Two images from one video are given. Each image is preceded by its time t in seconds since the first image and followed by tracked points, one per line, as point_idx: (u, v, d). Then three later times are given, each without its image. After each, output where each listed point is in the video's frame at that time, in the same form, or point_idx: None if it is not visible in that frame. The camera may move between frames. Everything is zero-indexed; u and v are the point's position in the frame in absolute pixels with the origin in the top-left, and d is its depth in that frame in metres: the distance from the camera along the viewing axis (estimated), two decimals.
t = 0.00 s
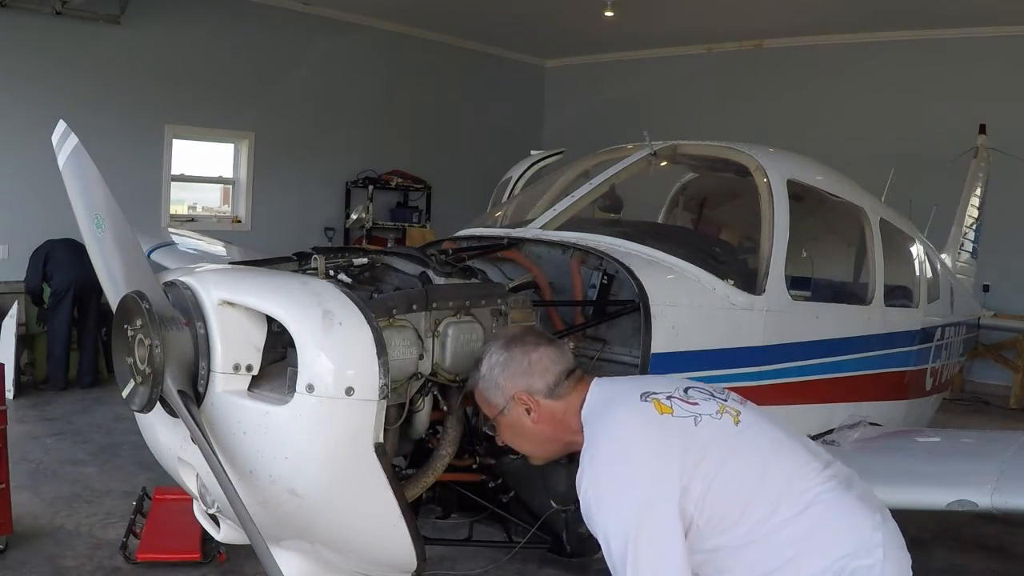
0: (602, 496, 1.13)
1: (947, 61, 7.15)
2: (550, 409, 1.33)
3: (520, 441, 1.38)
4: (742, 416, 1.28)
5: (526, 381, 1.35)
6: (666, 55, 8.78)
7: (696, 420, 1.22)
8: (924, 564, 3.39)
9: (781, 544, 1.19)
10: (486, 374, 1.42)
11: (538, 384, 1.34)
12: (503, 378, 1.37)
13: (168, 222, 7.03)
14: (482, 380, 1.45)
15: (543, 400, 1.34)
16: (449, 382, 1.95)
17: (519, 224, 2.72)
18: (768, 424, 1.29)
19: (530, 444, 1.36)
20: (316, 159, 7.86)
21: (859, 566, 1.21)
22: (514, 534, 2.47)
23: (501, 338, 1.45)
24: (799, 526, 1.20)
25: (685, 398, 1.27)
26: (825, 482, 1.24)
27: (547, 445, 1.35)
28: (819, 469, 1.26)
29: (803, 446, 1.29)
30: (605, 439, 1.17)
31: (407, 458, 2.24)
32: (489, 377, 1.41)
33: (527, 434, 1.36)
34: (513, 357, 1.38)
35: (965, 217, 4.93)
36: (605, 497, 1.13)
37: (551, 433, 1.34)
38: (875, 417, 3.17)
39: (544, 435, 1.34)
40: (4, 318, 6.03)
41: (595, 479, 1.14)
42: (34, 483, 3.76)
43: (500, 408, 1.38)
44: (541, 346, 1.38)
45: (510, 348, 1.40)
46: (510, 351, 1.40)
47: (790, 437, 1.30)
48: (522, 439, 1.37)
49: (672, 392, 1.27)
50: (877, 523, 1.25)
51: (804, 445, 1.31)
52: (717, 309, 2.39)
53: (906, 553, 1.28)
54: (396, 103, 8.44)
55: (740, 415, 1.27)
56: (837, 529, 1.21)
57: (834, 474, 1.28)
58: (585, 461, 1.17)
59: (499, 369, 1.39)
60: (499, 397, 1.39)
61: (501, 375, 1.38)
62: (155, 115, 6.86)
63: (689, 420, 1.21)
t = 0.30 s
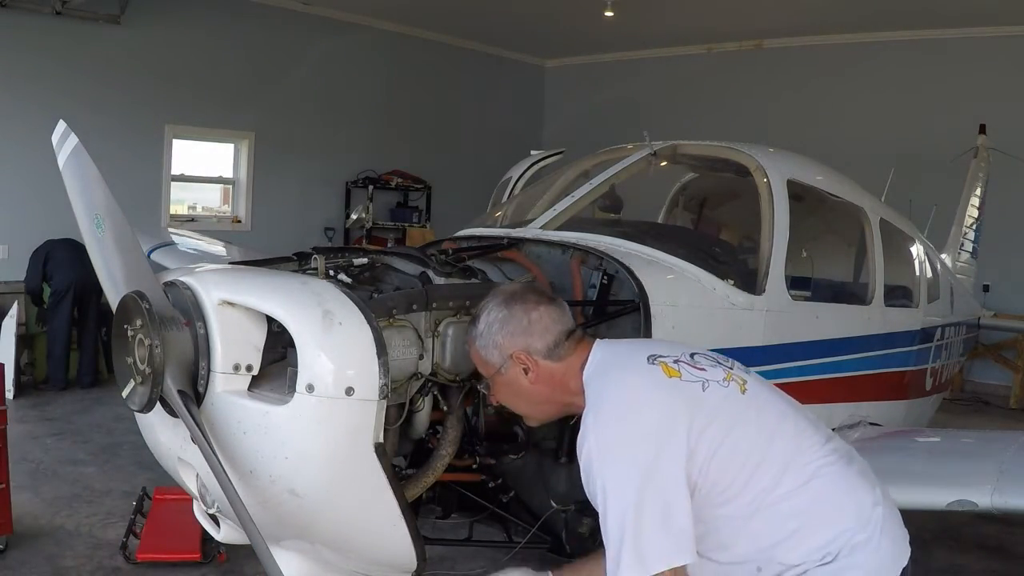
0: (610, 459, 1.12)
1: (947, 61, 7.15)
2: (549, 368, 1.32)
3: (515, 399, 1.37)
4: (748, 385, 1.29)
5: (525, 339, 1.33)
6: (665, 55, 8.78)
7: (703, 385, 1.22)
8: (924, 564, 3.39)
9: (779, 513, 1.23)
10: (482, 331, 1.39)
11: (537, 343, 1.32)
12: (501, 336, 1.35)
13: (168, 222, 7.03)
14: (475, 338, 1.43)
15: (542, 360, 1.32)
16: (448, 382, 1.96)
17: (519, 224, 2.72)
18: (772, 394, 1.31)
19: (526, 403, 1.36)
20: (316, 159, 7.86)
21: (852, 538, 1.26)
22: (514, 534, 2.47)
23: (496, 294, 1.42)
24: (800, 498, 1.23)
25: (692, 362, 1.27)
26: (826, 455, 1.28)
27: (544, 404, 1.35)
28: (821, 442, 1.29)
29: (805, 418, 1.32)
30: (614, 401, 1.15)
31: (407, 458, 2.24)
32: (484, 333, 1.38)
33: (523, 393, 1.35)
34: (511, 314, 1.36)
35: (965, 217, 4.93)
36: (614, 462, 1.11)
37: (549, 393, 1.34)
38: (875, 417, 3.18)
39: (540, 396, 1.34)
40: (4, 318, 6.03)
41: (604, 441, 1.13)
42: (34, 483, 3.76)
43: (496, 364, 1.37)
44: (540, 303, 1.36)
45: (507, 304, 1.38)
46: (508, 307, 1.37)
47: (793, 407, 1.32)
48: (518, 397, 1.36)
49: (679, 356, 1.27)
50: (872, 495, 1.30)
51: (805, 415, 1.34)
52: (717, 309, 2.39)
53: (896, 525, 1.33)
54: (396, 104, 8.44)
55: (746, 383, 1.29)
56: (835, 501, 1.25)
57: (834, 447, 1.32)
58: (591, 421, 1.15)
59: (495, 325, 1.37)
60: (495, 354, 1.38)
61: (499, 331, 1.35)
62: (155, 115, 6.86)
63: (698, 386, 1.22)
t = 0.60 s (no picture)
0: (612, 449, 1.13)
1: (947, 61, 7.15)
2: (545, 383, 1.33)
3: (521, 422, 1.37)
4: (746, 379, 1.30)
5: (516, 359, 1.34)
6: (666, 55, 8.78)
7: (700, 377, 1.24)
8: (924, 564, 3.39)
9: (783, 507, 1.22)
10: (474, 360, 1.41)
11: (529, 360, 1.34)
12: (493, 360, 1.37)
13: (168, 222, 7.03)
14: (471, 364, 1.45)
15: (537, 376, 1.33)
16: (448, 382, 1.96)
17: (519, 224, 2.72)
18: (772, 389, 1.32)
19: (529, 423, 1.36)
20: (316, 159, 7.86)
21: (852, 534, 1.26)
22: (514, 534, 2.47)
23: (485, 320, 1.44)
24: (803, 491, 1.23)
25: (690, 358, 1.29)
26: (825, 449, 1.28)
27: (548, 421, 1.35)
28: (820, 437, 1.30)
29: (804, 413, 1.33)
30: (615, 395, 1.17)
31: (407, 458, 2.24)
32: (477, 361, 1.40)
33: (525, 414, 1.35)
34: (499, 338, 1.38)
35: (965, 217, 4.93)
36: (615, 451, 1.13)
37: (550, 407, 1.34)
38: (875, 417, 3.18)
39: (542, 412, 1.34)
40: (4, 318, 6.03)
41: (605, 432, 1.15)
42: (35, 483, 3.76)
43: (494, 390, 1.38)
44: (525, 322, 1.38)
45: (494, 329, 1.40)
46: (496, 331, 1.40)
47: (793, 403, 1.33)
48: (521, 419, 1.36)
49: (676, 353, 1.29)
50: (872, 491, 1.30)
51: (805, 411, 1.34)
52: (717, 309, 2.39)
53: (897, 524, 1.33)
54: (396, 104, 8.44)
55: (745, 378, 1.30)
56: (836, 496, 1.25)
57: (835, 443, 1.32)
58: (593, 417, 1.17)
59: (486, 352, 1.39)
60: (491, 380, 1.39)
61: (490, 358, 1.37)
62: (155, 115, 6.86)
63: (696, 379, 1.23)
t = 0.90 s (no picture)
0: (602, 466, 1.14)
1: (947, 60, 7.14)
2: (541, 401, 1.33)
3: (516, 441, 1.37)
4: (734, 389, 1.30)
5: (514, 376, 1.34)
6: (666, 55, 8.77)
7: (687, 391, 1.24)
8: (924, 564, 3.39)
9: (776, 515, 1.22)
10: (472, 377, 1.41)
11: (526, 377, 1.33)
12: (490, 378, 1.36)
13: (168, 222, 7.03)
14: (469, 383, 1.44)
15: (532, 393, 1.33)
16: (448, 382, 1.96)
17: (519, 224, 2.72)
18: (761, 398, 1.32)
19: (525, 441, 1.35)
20: (316, 159, 7.86)
21: (846, 539, 1.25)
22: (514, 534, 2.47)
23: (482, 340, 1.45)
24: (795, 498, 1.23)
25: (677, 372, 1.29)
26: (817, 455, 1.28)
27: (543, 439, 1.34)
28: (811, 443, 1.30)
29: (794, 420, 1.33)
30: (602, 414, 1.18)
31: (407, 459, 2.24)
32: (474, 379, 1.40)
33: (520, 431, 1.35)
34: (496, 356, 1.38)
35: (965, 217, 4.93)
36: (605, 469, 1.13)
37: (546, 425, 1.33)
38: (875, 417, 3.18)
39: (538, 430, 1.34)
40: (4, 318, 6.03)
41: (594, 451, 1.15)
42: (34, 483, 3.76)
43: (491, 408, 1.37)
44: (523, 341, 1.38)
45: (492, 347, 1.40)
46: (493, 349, 1.39)
47: (783, 410, 1.33)
48: (516, 437, 1.36)
49: (663, 368, 1.30)
50: (865, 494, 1.30)
51: (795, 417, 1.34)
52: (717, 309, 2.39)
53: (893, 525, 1.32)
54: (397, 104, 8.44)
55: (732, 388, 1.30)
56: (829, 502, 1.25)
57: (826, 448, 1.32)
58: (582, 437, 1.18)
59: (483, 369, 1.39)
60: (488, 397, 1.38)
61: (487, 375, 1.37)
62: (155, 115, 6.86)
63: (683, 393, 1.24)
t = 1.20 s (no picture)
0: (613, 425, 1.12)
1: (947, 60, 7.14)
2: (545, 347, 1.29)
3: (517, 389, 1.33)
4: (741, 359, 1.30)
5: (517, 321, 1.31)
6: (666, 55, 8.77)
7: (698, 356, 1.23)
8: (923, 565, 3.39)
9: (775, 488, 1.22)
10: (469, 325, 1.36)
11: (530, 323, 1.30)
12: (492, 324, 1.32)
13: (168, 222, 7.03)
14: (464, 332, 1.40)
15: (537, 339, 1.29)
16: (448, 382, 1.97)
17: (518, 224, 2.72)
18: (767, 371, 1.32)
19: (527, 389, 1.31)
20: (316, 160, 7.86)
21: (840, 519, 1.26)
22: (514, 534, 2.47)
23: (478, 287, 1.40)
24: (794, 474, 1.23)
25: (688, 337, 1.28)
26: (817, 435, 1.28)
27: (546, 387, 1.31)
28: (812, 422, 1.30)
29: (798, 396, 1.33)
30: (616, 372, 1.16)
31: (407, 459, 2.24)
32: (472, 325, 1.35)
33: (523, 379, 1.31)
34: (497, 302, 1.34)
35: (965, 217, 4.93)
36: (616, 427, 1.12)
37: (550, 373, 1.30)
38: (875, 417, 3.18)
39: (542, 378, 1.30)
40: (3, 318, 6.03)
41: (606, 408, 1.13)
42: (35, 483, 3.76)
43: (491, 354, 1.33)
44: (523, 288, 1.35)
45: (491, 293, 1.36)
46: (493, 296, 1.35)
47: (788, 385, 1.33)
48: (518, 385, 1.32)
49: (673, 331, 1.28)
50: (860, 478, 1.31)
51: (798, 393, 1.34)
52: (717, 310, 2.39)
53: (883, 509, 1.34)
54: (397, 104, 8.45)
55: (740, 358, 1.30)
56: (826, 482, 1.25)
57: (826, 428, 1.32)
58: (593, 393, 1.16)
59: (482, 315, 1.34)
60: (487, 344, 1.34)
61: (488, 320, 1.32)
62: (155, 115, 6.86)
63: (695, 357, 1.22)
